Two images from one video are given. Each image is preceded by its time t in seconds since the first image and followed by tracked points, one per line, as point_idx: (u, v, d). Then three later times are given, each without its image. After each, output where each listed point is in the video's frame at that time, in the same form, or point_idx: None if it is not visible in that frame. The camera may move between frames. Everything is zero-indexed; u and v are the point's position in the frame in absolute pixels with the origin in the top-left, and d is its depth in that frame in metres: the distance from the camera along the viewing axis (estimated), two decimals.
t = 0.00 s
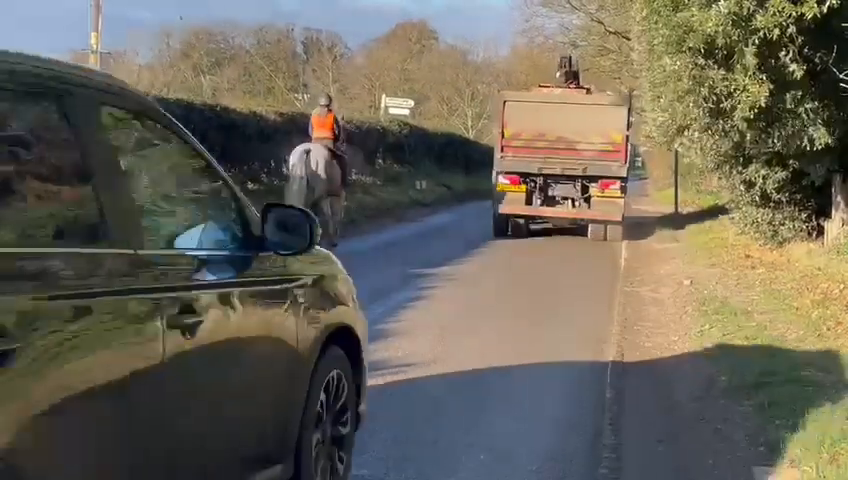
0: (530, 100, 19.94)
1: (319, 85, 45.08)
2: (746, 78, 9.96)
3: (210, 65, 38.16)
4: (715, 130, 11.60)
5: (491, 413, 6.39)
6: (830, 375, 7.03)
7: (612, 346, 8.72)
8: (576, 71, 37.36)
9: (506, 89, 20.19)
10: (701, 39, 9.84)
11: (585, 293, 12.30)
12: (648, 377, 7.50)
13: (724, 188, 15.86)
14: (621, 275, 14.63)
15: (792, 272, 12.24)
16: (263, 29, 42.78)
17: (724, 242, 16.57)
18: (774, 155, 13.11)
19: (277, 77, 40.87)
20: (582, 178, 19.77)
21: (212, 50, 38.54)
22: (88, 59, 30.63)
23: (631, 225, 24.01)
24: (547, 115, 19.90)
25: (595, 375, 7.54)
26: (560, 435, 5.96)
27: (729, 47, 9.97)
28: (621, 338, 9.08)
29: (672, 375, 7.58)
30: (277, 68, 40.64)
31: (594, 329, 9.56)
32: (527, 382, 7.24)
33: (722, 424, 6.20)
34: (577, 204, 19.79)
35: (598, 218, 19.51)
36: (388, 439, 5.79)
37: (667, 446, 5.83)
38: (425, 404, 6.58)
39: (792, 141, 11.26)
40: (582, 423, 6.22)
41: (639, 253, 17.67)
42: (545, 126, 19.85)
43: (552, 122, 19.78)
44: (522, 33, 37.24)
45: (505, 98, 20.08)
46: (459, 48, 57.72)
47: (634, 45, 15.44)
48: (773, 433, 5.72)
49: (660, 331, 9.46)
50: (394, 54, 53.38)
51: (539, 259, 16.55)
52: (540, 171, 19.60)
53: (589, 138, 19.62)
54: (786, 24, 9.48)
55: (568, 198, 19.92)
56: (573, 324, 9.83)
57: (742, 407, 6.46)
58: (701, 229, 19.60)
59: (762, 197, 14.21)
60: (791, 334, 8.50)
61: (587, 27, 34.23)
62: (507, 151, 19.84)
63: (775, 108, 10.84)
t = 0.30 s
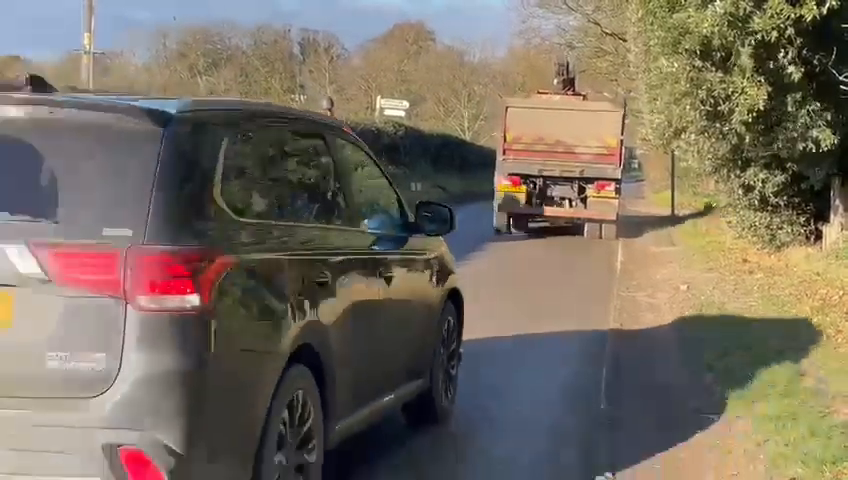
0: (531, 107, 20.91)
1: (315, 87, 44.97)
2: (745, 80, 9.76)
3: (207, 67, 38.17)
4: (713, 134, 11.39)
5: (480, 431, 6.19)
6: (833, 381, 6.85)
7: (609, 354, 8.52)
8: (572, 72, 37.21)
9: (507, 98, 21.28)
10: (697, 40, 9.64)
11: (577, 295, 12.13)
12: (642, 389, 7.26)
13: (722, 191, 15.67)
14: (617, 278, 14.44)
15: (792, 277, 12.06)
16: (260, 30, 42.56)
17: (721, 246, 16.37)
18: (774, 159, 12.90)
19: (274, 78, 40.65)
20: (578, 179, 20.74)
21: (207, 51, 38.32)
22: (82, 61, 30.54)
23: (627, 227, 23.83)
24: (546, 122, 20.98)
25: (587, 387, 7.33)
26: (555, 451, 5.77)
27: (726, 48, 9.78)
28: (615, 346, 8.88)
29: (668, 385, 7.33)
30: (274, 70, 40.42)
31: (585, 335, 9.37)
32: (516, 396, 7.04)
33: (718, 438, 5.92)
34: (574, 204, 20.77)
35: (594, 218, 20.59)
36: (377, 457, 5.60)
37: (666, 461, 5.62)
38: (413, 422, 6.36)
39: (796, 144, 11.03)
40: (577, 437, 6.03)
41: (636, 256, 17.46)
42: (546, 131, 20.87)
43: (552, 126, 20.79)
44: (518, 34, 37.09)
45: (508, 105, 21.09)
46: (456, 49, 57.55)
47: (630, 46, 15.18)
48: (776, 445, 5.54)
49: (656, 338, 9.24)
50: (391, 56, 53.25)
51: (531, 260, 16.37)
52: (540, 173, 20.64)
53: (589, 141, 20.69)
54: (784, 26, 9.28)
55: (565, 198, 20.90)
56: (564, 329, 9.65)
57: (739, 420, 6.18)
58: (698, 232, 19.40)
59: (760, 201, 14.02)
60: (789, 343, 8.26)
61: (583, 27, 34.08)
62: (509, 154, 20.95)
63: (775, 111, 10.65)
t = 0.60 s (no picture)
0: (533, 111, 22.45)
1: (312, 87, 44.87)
2: (741, 78, 9.54)
3: (205, 67, 38.05)
4: (708, 133, 11.17)
5: (467, 440, 5.94)
6: (829, 386, 6.58)
7: (600, 360, 8.27)
8: (570, 72, 36.97)
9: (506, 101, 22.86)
10: (692, 37, 9.41)
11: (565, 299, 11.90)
12: (634, 396, 7.00)
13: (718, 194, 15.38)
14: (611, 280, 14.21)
15: (792, 280, 11.79)
16: (259, 31, 42.51)
17: (719, 248, 16.12)
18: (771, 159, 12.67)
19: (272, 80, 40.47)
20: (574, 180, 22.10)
21: (204, 51, 38.18)
22: (77, 60, 30.46)
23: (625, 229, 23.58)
24: (544, 127, 22.41)
25: (575, 395, 7.08)
26: (540, 464, 5.49)
27: (722, 45, 9.55)
28: (606, 351, 8.65)
29: (662, 393, 7.06)
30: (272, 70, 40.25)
31: (575, 340, 9.15)
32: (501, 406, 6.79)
33: (713, 451, 5.64)
34: (571, 203, 22.11)
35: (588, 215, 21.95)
36: (354, 471, 5.33)
37: (654, 471, 5.35)
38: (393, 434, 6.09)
39: (790, 144, 10.89)
40: (564, 450, 5.76)
41: (632, 258, 17.21)
42: (545, 133, 22.40)
43: (552, 129, 22.34)
44: (515, 34, 36.86)
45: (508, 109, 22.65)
46: (455, 49, 57.39)
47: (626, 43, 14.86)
48: (771, 453, 5.28)
49: (649, 344, 8.97)
50: (389, 56, 53.11)
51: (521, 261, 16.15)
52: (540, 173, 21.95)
53: (585, 144, 22.23)
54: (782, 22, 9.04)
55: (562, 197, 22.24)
56: (552, 335, 9.43)
57: (733, 432, 5.89)
58: (696, 234, 19.14)
59: (757, 202, 13.80)
60: (787, 349, 7.99)
61: (582, 27, 33.85)
62: (509, 155, 22.34)
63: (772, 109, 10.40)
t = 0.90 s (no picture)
0: (534, 113, 23.06)
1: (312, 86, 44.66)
2: (745, 77, 9.34)
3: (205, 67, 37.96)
4: (710, 134, 10.97)
5: (460, 452, 5.74)
6: (835, 397, 6.37)
7: (600, 367, 8.07)
8: (571, 72, 36.75)
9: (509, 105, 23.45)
10: (696, 34, 9.21)
11: (564, 306, 11.70)
12: (635, 405, 6.78)
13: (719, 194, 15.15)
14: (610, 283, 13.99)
15: (794, 285, 11.57)
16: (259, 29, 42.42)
17: (720, 251, 15.89)
18: (774, 161, 12.44)
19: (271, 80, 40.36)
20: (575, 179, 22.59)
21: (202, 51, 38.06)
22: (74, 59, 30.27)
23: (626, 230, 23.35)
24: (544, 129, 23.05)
25: (578, 403, 6.87)
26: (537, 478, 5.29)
27: (726, 43, 9.36)
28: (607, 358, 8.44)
29: (663, 402, 6.84)
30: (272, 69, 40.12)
31: (576, 347, 8.95)
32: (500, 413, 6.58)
33: (715, 465, 5.43)
34: (572, 201, 22.50)
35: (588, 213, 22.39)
36: None
37: None
38: (390, 443, 5.88)
39: (792, 145, 10.71)
40: (559, 463, 5.56)
41: (631, 260, 16.98)
42: (547, 134, 22.98)
43: (553, 131, 22.92)
44: (516, 34, 36.64)
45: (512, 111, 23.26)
46: (456, 49, 57.15)
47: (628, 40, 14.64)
48: (777, 469, 5.08)
49: (650, 350, 8.74)
50: (390, 56, 52.87)
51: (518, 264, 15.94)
52: (541, 172, 22.49)
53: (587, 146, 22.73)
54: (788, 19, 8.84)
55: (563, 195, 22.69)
56: (552, 342, 9.23)
57: (737, 445, 5.67)
58: (697, 236, 18.92)
59: (760, 205, 13.55)
60: (792, 356, 7.78)
61: (584, 27, 33.63)
62: (513, 155, 22.96)
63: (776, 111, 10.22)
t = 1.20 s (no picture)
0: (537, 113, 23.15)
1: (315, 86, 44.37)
2: (755, 71, 9.08)
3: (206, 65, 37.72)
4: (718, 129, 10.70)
5: (462, 460, 5.49)
6: None
7: (607, 370, 7.82)
8: (574, 70, 36.55)
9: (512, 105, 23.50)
10: (704, 27, 8.97)
11: (567, 303, 11.46)
12: (643, 411, 6.51)
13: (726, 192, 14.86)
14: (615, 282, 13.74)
15: (805, 285, 11.29)
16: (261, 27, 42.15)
17: (727, 251, 15.64)
18: (783, 157, 12.15)
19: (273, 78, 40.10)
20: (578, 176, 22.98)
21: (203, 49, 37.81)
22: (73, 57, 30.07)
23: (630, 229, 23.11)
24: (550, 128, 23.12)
25: (585, 407, 6.62)
26: None
27: (735, 36, 9.11)
28: (614, 360, 8.20)
29: (672, 407, 6.58)
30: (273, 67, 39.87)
31: (581, 348, 8.71)
32: (502, 419, 6.32)
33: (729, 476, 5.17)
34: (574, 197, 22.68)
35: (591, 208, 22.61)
36: None
37: None
38: (389, 451, 5.62)
39: (804, 141, 10.44)
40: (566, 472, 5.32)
41: (637, 259, 16.69)
42: (550, 134, 23.10)
43: (556, 131, 23.05)
44: (519, 33, 36.44)
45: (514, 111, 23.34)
46: (458, 48, 56.96)
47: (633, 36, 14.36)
48: None
49: (658, 352, 8.47)
50: (393, 55, 52.63)
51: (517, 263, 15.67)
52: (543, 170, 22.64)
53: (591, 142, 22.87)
54: (798, 11, 8.60)
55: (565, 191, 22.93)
56: (557, 342, 8.99)
57: (750, 455, 5.42)
58: (702, 235, 18.69)
59: (768, 202, 13.26)
60: (805, 359, 7.52)
61: (587, 25, 33.41)
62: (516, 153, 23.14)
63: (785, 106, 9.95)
